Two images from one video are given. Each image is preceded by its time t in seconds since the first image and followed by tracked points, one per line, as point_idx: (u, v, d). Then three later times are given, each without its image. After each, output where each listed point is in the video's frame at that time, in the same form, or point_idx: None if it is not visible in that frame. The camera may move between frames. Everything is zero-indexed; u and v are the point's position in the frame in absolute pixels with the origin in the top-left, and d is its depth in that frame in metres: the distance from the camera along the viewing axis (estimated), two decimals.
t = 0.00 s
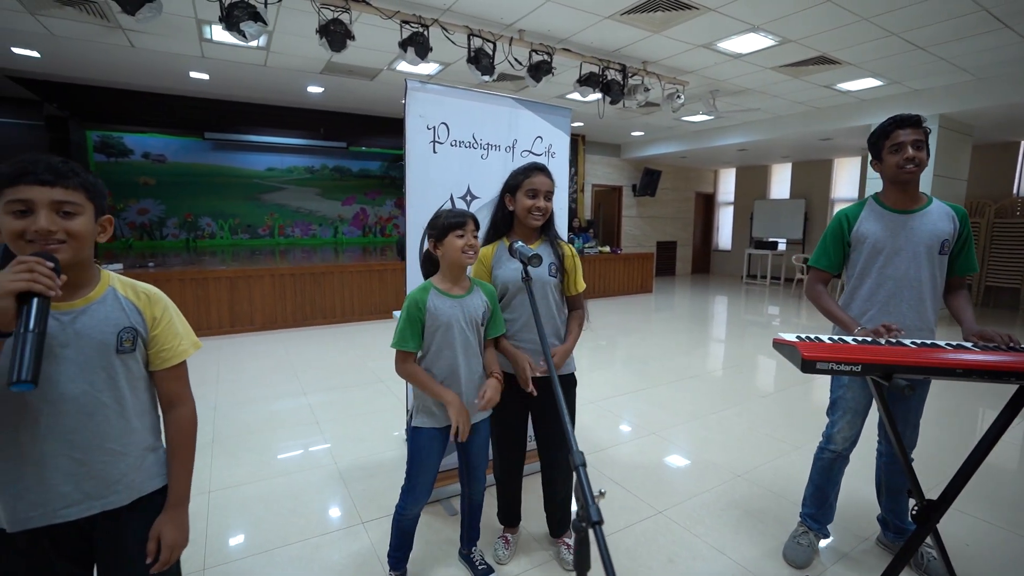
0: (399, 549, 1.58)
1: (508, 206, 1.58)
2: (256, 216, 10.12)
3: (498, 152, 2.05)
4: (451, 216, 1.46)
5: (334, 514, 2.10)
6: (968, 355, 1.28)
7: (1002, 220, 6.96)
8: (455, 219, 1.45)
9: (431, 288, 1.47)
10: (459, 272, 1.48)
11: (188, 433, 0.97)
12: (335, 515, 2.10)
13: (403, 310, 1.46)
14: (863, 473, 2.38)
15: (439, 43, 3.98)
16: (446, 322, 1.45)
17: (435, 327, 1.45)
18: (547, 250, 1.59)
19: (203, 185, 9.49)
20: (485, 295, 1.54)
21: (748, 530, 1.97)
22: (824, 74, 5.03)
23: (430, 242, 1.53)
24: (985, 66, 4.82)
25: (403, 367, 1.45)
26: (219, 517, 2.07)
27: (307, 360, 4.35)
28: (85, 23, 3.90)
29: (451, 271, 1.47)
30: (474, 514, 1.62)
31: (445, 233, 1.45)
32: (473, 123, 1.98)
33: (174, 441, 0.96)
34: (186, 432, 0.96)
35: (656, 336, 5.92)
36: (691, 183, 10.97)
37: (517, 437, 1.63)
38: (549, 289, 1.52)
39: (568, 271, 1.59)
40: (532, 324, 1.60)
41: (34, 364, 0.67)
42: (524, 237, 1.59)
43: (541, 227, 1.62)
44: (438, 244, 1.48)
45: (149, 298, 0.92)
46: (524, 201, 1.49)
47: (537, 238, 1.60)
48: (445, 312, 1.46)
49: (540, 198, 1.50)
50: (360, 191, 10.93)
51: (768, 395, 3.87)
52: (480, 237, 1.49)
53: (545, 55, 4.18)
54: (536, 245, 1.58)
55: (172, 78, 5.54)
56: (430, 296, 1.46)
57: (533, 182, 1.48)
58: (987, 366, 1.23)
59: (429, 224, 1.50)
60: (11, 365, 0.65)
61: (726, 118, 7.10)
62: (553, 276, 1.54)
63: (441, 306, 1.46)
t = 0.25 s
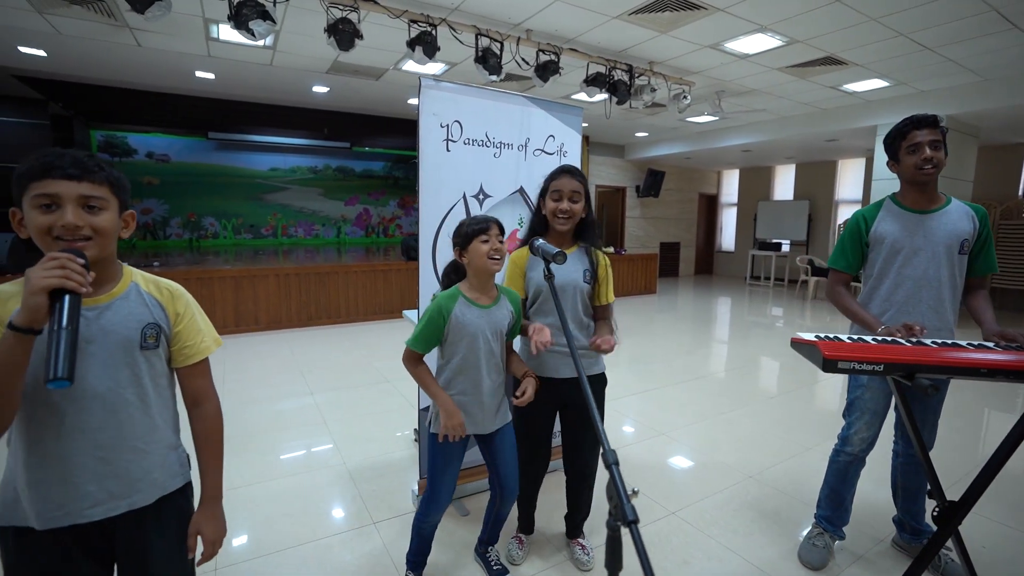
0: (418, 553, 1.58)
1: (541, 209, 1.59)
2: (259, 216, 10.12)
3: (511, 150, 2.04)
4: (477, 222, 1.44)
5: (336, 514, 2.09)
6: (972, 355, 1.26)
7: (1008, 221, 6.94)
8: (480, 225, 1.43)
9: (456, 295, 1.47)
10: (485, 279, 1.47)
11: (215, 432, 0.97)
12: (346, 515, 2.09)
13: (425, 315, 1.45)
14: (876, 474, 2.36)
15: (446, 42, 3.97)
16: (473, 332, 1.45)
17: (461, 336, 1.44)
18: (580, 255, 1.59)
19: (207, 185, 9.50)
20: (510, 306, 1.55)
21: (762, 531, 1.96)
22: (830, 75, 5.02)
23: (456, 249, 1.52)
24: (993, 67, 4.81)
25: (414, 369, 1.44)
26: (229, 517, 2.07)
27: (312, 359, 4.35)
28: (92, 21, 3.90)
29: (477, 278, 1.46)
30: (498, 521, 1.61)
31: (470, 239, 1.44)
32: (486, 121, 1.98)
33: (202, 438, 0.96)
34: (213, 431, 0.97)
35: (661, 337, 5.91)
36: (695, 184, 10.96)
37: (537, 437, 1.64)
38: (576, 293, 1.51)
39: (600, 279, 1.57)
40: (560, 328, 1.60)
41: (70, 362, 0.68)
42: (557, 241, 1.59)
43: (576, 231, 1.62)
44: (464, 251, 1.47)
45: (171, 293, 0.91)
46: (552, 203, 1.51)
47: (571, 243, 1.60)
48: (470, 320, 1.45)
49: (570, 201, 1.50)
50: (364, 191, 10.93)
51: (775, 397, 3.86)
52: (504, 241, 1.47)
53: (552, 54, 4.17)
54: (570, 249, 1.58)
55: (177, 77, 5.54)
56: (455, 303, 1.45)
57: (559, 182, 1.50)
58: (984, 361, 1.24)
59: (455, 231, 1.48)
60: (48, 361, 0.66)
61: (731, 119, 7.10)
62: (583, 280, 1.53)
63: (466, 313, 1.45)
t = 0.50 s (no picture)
0: (427, 548, 1.58)
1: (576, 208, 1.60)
2: (261, 214, 10.12)
3: (522, 149, 2.05)
4: (489, 211, 1.44)
5: (339, 513, 2.09)
6: (966, 352, 1.29)
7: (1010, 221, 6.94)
8: (492, 215, 1.42)
9: (465, 285, 1.47)
10: (494, 270, 1.47)
11: (236, 437, 0.95)
12: (357, 512, 2.09)
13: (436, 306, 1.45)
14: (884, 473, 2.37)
15: (452, 40, 3.97)
16: (483, 323, 1.45)
17: (471, 327, 1.45)
18: (615, 252, 1.59)
19: (208, 183, 9.49)
20: (519, 295, 1.55)
21: (773, 529, 1.96)
22: (834, 74, 5.02)
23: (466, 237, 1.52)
24: (998, 67, 4.81)
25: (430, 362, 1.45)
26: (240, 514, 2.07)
27: (317, 358, 4.35)
28: (97, 19, 3.90)
29: (486, 266, 1.46)
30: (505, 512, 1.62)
31: (481, 228, 1.43)
32: (498, 119, 1.98)
33: (222, 439, 0.94)
34: (233, 431, 0.95)
35: (664, 336, 5.91)
36: (696, 183, 10.97)
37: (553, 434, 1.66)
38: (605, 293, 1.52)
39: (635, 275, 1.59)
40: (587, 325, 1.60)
41: (101, 373, 0.67)
42: (592, 238, 1.60)
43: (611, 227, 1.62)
44: (473, 240, 1.47)
45: (199, 293, 0.91)
46: (582, 206, 1.51)
47: (606, 241, 1.60)
48: (479, 310, 1.45)
49: (600, 202, 1.50)
50: (365, 190, 10.92)
51: (780, 396, 3.86)
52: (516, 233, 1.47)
53: (558, 53, 4.17)
54: (605, 247, 1.58)
55: (181, 75, 5.54)
56: (465, 293, 1.46)
57: (585, 184, 1.50)
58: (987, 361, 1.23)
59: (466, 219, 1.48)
60: (79, 374, 0.65)
61: (734, 118, 7.10)
62: (616, 277, 1.54)
63: (476, 304, 1.45)
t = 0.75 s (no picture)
0: (426, 547, 1.56)
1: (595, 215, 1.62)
2: (261, 214, 10.11)
3: (530, 149, 2.05)
4: (490, 209, 1.44)
5: (340, 514, 2.09)
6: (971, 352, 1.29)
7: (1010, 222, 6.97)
8: (492, 213, 1.43)
9: (461, 282, 1.47)
10: (489, 267, 1.48)
11: (254, 435, 0.95)
12: (366, 512, 2.10)
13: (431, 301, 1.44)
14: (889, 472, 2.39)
15: (456, 41, 3.97)
16: (479, 319, 1.45)
17: (466, 323, 1.44)
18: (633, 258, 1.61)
19: (209, 183, 9.48)
20: (512, 293, 1.57)
21: (781, 529, 1.97)
22: (836, 75, 5.04)
23: (461, 234, 1.52)
24: (998, 69, 4.84)
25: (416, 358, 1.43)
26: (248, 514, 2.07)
27: (320, 358, 4.35)
28: (101, 19, 3.90)
29: (480, 262, 1.46)
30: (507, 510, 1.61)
31: (479, 225, 1.44)
32: (506, 120, 1.98)
33: (239, 440, 0.94)
34: (251, 432, 0.95)
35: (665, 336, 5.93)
36: (697, 183, 10.99)
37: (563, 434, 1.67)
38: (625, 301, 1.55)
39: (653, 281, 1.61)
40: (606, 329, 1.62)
41: (124, 353, 0.63)
42: (612, 244, 1.62)
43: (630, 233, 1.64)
44: (470, 236, 1.47)
45: (218, 290, 0.92)
46: (603, 215, 1.53)
47: (625, 248, 1.62)
48: (476, 307, 1.45)
49: (620, 209, 1.52)
50: (366, 190, 10.93)
51: (783, 396, 3.88)
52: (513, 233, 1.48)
53: (562, 54, 4.18)
54: (624, 252, 1.60)
55: (183, 75, 5.54)
56: (460, 290, 1.45)
57: (605, 191, 1.51)
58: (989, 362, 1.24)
59: (463, 215, 1.48)
60: (102, 351, 0.62)
61: (735, 119, 7.12)
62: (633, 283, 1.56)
63: (471, 301, 1.45)
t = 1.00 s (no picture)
0: (434, 550, 1.56)
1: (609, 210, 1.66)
2: (263, 214, 10.12)
3: (539, 151, 2.07)
4: (482, 216, 1.46)
5: (343, 513, 2.10)
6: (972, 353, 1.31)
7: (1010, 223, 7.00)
8: (486, 220, 1.45)
9: (454, 292, 1.48)
10: (485, 275, 1.49)
11: (275, 433, 0.96)
12: (376, 512, 2.11)
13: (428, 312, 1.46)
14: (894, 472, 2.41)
15: (461, 42, 3.98)
16: (475, 326, 1.46)
17: (462, 331, 1.45)
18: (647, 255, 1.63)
19: (210, 184, 9.49)
20: (509, 300, 1.58)
21: (788, 528, 1.99)
22: (838, 77, 5.06)
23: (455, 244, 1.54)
24: (1000, 70, 4.86)
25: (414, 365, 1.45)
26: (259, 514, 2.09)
27: (325, 358, 4.36)
28: (107, 20, 3.91)
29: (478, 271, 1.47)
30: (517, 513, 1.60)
31: (476, 233, 1.45)
32: (516, 122, 2.00)
33: (262, 436, 0.95)
34: (273, 432, 0.96)
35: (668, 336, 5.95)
36: (698, 184, 11.01)
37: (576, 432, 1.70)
38: (638, 294, 1.56)
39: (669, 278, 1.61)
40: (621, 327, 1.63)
41: (168, 362, 0.67)
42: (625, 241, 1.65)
43: (644, 230, 1.67)
44: (466, 247, 1.49)
45: (241, 293, 0.92)
46: (615, 205, 1.57)
47: (639, 244, 1.64)
48: (471, 315, 1.46)
49: (632, 202, 1.56)
50: (367, 190, 10.95)
51: (786, 396, 3.90)
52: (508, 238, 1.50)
53: (566, 55, 4.19)
54: (637, 249, 1.62)
55: (187, 76, 5.55)
56: (454, 298, 1.47)
57: (620, 182, 1.57)
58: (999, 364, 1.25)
59: (456, 223, 1.49)
60: (148, 363, 0.65)
61: (737, 120, 7.14)
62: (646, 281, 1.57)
63: (466, 309, 1.46)
